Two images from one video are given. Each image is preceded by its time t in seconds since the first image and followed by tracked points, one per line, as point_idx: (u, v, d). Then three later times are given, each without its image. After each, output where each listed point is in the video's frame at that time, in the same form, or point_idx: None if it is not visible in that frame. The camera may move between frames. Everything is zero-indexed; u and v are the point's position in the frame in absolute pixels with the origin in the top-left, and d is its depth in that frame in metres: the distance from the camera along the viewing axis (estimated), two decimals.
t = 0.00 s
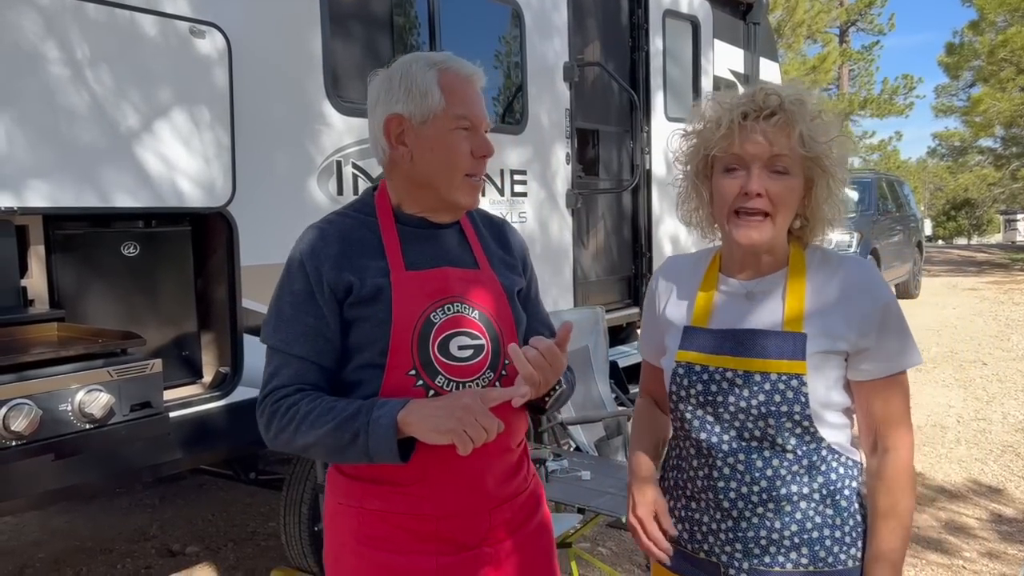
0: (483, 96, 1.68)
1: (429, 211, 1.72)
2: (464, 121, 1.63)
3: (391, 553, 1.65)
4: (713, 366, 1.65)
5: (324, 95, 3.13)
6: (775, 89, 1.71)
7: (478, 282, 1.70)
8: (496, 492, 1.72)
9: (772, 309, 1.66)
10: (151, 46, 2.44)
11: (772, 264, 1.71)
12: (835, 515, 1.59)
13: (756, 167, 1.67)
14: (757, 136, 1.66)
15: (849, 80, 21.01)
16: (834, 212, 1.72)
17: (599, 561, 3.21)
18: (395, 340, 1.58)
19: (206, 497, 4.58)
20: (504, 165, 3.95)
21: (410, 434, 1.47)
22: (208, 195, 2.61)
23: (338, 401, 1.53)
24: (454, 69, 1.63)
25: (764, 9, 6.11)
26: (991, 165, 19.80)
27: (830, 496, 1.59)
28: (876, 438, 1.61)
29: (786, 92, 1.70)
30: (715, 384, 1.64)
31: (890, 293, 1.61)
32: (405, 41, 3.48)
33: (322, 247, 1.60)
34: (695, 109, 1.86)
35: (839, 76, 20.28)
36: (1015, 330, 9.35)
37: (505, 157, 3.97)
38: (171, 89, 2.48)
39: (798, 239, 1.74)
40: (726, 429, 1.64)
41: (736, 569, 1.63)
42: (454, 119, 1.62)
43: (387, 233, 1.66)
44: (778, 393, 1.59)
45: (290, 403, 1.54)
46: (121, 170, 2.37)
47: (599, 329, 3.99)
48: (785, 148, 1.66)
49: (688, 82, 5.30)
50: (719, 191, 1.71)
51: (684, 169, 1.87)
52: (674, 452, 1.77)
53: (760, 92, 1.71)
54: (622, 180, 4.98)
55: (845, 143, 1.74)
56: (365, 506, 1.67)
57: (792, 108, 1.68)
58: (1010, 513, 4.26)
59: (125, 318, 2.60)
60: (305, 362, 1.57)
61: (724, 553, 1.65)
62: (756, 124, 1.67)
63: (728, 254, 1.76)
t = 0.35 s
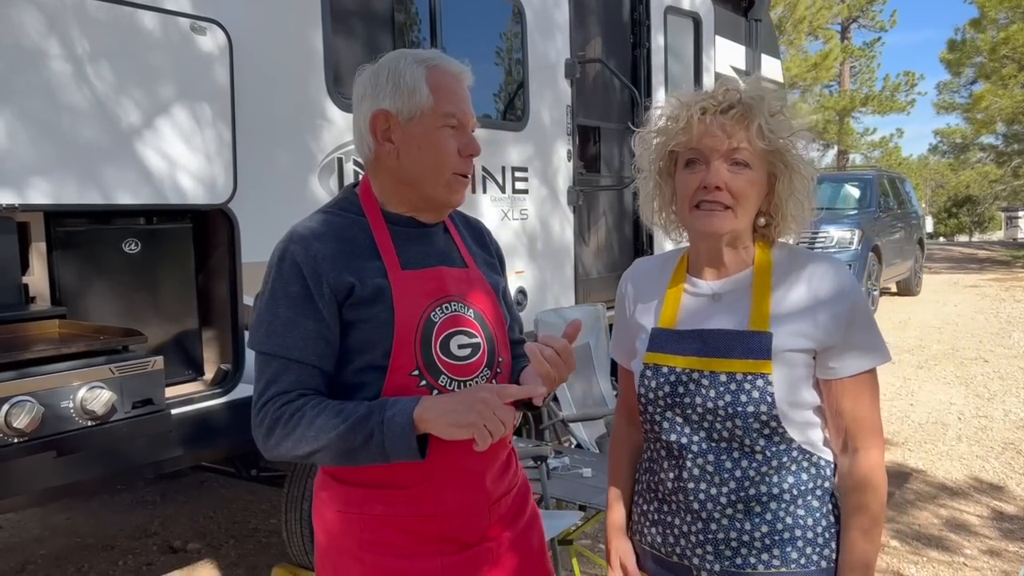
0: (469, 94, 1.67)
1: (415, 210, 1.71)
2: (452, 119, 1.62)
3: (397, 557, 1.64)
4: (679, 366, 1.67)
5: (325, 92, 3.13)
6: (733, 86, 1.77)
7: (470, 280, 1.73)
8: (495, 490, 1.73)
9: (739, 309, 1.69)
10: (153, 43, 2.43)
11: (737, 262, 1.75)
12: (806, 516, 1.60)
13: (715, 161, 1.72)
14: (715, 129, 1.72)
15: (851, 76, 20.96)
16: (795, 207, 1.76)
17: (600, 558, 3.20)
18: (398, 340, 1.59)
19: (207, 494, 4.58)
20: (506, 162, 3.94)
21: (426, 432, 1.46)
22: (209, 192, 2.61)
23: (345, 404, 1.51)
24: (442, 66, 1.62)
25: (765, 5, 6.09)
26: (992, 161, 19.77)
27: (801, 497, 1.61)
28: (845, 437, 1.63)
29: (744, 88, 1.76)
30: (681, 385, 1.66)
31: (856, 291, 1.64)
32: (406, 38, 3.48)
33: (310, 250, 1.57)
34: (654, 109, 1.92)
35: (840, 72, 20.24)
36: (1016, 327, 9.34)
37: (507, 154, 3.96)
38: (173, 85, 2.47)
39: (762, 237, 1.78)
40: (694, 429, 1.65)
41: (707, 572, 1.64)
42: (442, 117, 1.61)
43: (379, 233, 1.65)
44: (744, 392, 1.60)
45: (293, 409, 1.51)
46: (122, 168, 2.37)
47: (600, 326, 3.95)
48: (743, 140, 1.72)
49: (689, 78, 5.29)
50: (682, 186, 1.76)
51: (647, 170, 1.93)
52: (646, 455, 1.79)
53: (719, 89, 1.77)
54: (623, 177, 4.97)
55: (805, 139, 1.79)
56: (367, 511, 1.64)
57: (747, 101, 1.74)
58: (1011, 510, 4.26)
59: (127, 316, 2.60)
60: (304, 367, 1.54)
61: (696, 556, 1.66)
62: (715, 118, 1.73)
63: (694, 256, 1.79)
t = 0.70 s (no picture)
0: (427, 76, 1.66)
1: (401, 201, 1.73)
2: (394, 104, 1.64)
3: (379, 547, 1.65)
4: (656, 362, 1.72)
5: (326, 89, 3.12)
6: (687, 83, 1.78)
7: (468, 277, 1.73)
8: (484, 487, 1.72)
9: (713, 304, 1.71)
10: (154, 39, 2.43)
11: (708, 258, 1.77)
12: (791, 515, 1.63)
13: (657, 159, 1.76)
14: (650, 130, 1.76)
15: (851, 74, 20.94)
16: (747, 196, 1.70)
17: (602, 556, 3.20)
18: (379, 335, 1.61)
19: (207, 491, 4.58)
20: (506, 160, 3.94)
21: (394, 380, 1.47)
22: (210, 189, 2.61)
23: (320, 372, 1.55)
24: (388, 56, 1.67)
25: (766, 2, 6.08)
26: (992, 159, 19.74)
27: (784, 496, 1.63)
28: (830, 432, 1.61)
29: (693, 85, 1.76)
30: (658, 381, 1.71)
31: (835, 286, 1.62)
32: (407, 34, 3.47)
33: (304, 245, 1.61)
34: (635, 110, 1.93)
35: (841, 70, 20.21)
36: (1016, 325, 9.35)
37: (507, 151, 3.96)
38: (174, 82, 2.47)
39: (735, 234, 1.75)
40: (671, 427, 1.70)
41: (693, 571, 1.69)
42: (384, 103, 1.65)
43: (376, 232, 1.68)
44: (715, 388, 1.64)
45: (274, 385, 1.56)
46: (123, 164, 2.37)
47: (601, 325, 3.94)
48: (677, 135, 1.72)
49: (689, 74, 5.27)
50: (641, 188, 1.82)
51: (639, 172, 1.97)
52: (635, 456, 1.85)
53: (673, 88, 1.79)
54: (623, 175, 4.97)
55: (761, 126, 1.72)
56: (354, 501, 1.67)
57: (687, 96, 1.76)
58: (1012, 508, 4.26)
59: (127, 313, 2.59)
60: (292, 352, 1.58)
61: (681, 557, 1.70)
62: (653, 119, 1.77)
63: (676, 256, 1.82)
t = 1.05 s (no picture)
0: (450, 76, 1.68)
1: (418, 197, 1.76)
2: (414, 102, 1.67)
3: (374, 535, 1.70)
4: (639, 362, 1.75)
5: (325, 87, 3.12)
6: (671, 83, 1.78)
7: (475, 274, 1.73)
8: (481, 484, 1.72)
9: (693, 306, 1.72)
10: (152, 37, 2.42)
11: (694, 259, 1.77)
12: (774, 517, 1.64)
13: (638, 160, 1.78)
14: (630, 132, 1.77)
15: (850, 73, 20.93)
16: (726, 197, 1.70)
17: (599, 554, 3.21)
18: (379, 328, 1.65)
19: (206, 489, 4.59)
20: (505, 158, 3.94)
21: (383, 383, 1.53)
22: (208, 187, 2.61)
23: (321, 367, 1.62)
24: (413, 54, 1.69)
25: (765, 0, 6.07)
26: (991, 157, 19.74)
27: (766, 498, 1.64)
28: (815, 435, 1.61)
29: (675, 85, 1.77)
30: (641, 381, 1.73)
31: (816, 289, 1.62)
32: (406, 32, 3.47)
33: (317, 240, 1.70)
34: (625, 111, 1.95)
35: (840, 68, 20.21)
36: (1015, 323, 9.35)
37: (506, 149, 3.96)
38: (172, 80, 2.47)
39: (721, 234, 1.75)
40: (655, 427, 1.73)
41: (678, 570, 1.71)
42: (406, 101, 1.68)
43: (388, 222, 1.72)
44: (690, 392, 1.66)
45: (278, 372, 1.65)
46: (121, 162, 2.37)
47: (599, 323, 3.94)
48: (655, 136, 1.73)
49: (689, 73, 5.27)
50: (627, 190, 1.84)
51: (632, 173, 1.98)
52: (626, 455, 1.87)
53: (655, 88, 1.80)
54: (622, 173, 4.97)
55: (739, 127, 1.72)
56: (354, 487, 1.73)
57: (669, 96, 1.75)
58: (1009, 506, 4.26)
59: (126, 311, 2.59)
60: (300, 340, 1.67)
61: (667, 555, 1.73)
62: (633, 120, 1.78)
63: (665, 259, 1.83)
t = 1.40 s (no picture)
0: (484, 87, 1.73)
1: (426, 199, 1.77)
2: (469, 112, 1.68)
3: (394, 531, 1.69)
4: (631, 361, 1.74)
5: (320, 84, 3.11)
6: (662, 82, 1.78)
7: (479, 269, 1.76)
8: (496, 473, 1.76)
9: (686, 306, 1.72)
10: (146, 34, 2.42)
11: (687, 257, 1.77)
12: (764, 517, 1.64)
13: (630, 159, 1.78)
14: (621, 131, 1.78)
15: (848, 71, 20.94)
16: (718, 195, 1.69)
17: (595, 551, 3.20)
18: (395, 329, 1.64)
19: (202, 488, 4.58)
20: (501, 155, 3.93)
21: (419, 427, 1.52)
22: (203, 184, 2.60)
23: (348, 393, 1.57)
24: (454, 59, 1.67)
25: None
26: (988, 156, 19.76)
27: (756, 499, 1.65)
28: (806, 436, 1.61)
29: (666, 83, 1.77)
30: (633, 380, 1.73)
31: (807, 289, 1.61)
32: (402, 29, 3.47)
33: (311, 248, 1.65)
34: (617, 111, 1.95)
35: (837, 67, 20.23)
36: (1011, 322, 9.36)
37: (503, 147, 3.96)
38: (167, 77, 2.46)
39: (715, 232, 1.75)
40: (647, 427, 1.73)
41: (668, 570, 1.70)
42: (460, 110, 1.67)
43: (387, 220, 1.71)
44: (681, 392, 1.66)
45: (300, 392, 1.59)
46: (115, 159, 2.36)
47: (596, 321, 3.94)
48: (646, 134, 1.74)
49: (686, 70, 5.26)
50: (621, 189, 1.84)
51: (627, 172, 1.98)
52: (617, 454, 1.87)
53: (646, 87, 1.80)
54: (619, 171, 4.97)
55: (730, 124, 1.72)
56: (370, 486, 1.71)
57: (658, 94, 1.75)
58: (1005, 504, 4.27)
59: (121, 309, 2.59)
60: (310, 350, 1.62)
61: (656, 555, 1.72)
62: (624, 119, 1.78)
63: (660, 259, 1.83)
